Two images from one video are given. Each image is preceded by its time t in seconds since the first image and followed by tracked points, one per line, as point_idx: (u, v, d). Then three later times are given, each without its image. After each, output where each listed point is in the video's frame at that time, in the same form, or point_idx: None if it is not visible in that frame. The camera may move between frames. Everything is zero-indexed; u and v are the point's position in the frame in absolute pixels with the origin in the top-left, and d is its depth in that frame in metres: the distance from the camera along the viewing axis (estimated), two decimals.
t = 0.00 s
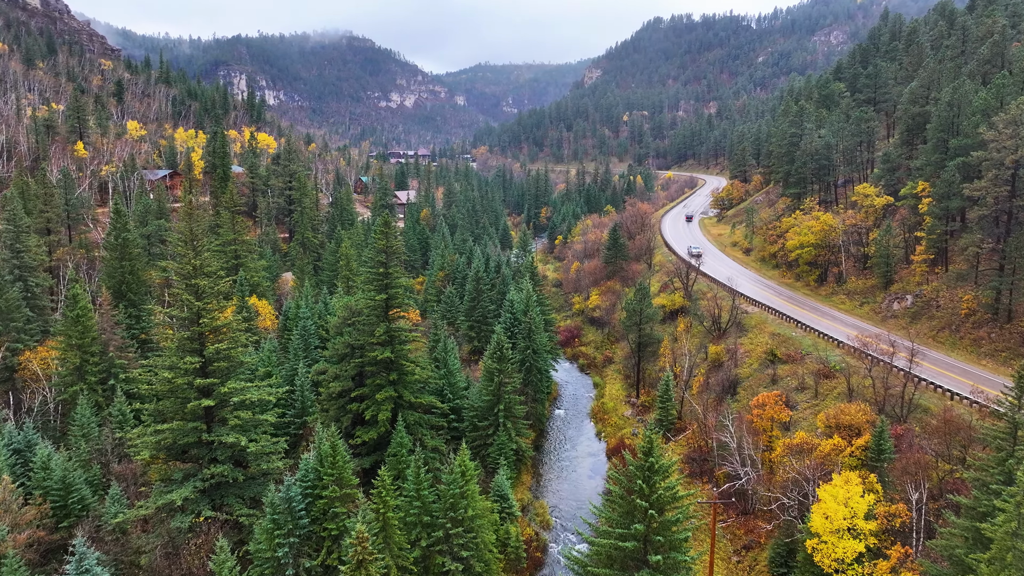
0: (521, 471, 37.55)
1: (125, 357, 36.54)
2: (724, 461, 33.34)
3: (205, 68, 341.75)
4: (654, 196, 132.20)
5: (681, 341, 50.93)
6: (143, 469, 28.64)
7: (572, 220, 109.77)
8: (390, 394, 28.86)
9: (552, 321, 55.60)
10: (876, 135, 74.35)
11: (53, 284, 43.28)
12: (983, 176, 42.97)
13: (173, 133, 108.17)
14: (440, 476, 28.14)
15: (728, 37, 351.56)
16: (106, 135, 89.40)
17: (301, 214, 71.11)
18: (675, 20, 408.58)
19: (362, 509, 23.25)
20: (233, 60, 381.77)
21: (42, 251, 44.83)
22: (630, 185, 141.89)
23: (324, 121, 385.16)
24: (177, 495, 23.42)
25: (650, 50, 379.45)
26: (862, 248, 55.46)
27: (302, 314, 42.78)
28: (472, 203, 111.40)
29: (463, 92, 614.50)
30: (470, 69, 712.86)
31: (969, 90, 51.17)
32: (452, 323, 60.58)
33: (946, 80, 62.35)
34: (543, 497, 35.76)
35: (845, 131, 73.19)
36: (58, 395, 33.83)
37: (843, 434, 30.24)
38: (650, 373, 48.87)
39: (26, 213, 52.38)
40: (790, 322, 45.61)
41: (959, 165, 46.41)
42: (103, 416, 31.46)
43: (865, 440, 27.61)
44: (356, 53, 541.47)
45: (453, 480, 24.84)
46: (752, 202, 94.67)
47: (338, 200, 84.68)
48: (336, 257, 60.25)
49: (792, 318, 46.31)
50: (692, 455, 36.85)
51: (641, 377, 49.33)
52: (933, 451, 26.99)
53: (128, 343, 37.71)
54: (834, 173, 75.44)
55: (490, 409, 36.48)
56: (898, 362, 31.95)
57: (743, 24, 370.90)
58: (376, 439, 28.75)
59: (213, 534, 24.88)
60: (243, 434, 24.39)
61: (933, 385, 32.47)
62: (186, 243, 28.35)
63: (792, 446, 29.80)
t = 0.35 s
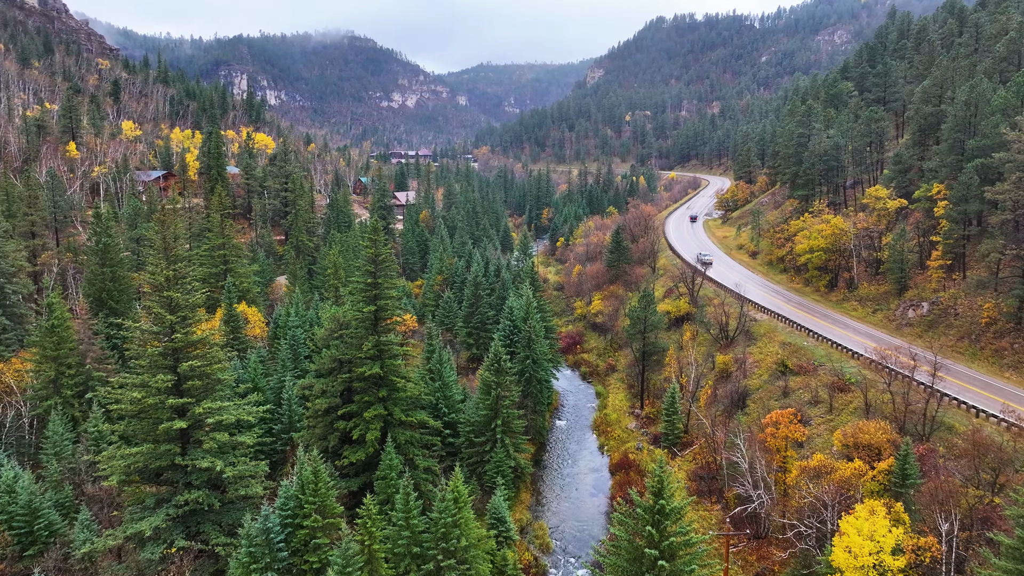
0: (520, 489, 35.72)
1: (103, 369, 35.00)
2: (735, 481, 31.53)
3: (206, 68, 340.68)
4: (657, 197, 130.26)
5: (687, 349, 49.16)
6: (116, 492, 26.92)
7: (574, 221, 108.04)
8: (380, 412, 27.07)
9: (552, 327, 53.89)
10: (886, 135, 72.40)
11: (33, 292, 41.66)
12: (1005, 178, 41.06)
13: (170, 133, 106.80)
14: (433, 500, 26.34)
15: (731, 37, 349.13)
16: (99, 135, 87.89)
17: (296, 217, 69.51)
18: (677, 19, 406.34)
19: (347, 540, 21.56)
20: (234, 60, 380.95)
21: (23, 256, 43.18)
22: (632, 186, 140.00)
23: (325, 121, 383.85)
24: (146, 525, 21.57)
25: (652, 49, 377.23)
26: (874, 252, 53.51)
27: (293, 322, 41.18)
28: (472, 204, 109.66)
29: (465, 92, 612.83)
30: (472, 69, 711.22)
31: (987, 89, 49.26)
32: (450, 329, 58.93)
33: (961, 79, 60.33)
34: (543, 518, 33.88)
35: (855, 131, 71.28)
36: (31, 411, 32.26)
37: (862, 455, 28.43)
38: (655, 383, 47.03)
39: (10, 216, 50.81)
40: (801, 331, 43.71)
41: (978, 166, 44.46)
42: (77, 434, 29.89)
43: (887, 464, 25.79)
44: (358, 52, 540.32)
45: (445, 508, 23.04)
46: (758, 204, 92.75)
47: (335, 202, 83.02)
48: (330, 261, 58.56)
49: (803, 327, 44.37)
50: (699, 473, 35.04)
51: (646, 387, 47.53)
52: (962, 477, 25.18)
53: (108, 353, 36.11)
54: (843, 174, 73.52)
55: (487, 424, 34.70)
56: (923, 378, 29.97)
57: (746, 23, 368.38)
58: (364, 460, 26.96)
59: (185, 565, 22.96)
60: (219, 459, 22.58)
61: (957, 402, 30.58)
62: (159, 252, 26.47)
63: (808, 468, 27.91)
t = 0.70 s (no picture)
0: (519, 509, 33.91)
1: (79, 381, 33.46)
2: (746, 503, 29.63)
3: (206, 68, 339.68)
4: (660, 198, 128.39)
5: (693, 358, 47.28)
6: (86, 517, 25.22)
7: (575, 223, 106.31)
8: (367, 432, 25.29)
9: (553, 334, 52.05)
10: (897, 134, 70.35)
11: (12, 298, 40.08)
12: None
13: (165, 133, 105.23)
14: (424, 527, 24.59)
15: (734, 36, 346.62)
16: (92, 135, 86.40)
17: (291, 219, 67.87)
18: (680, 19, 403.77)
19: None
20: (235, 60, 380.28)
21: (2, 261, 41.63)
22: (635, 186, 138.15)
23: (326, 121, 382.52)
24: (109, 559, 19.64)
25: (654, 49, 375.07)
26: (887, 257, 51.50)
27: (281, 331, 39.40)
28: (472, 205, 107.97)
29: (466, 92, 611.16)
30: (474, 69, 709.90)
31: (1005, 86, 47.23)
32: (448, 335, 57.13)
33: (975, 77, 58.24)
34: (542, 540, 32.03)
35: (864, 131, 69.30)
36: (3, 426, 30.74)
37: (883, 478, 26.65)
38: (659, 394, 45.21)
39: None
40: (812, 340, 41.82)
41: (998, 167, 42.46)
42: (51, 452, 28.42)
43: (916, 489, 23.88)
44: (359, 52, 539.43)
45: (435, 540, 21.29)
46: (763, 206, 90.80)
47: (332, 203, 81.37)
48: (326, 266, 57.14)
49: (815, 336, 42.50)
50: (707, 492, 33.17)
51: (650, 398, 45.63)
52: (994, 504, 23.31)
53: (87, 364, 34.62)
54: (851, 175, 71.57)
55: (483, 440, 32.87)
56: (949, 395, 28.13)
57: (749, 23, 366.19)
58: (350, 484, 25.24)
59: None
60: (190, 488, 20.74)
61: (984, 419, 28.62)
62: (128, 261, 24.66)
63: (827, 492, 25.97)
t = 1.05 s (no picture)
0: (516, 530, 32.15)
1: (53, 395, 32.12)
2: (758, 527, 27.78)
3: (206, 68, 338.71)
4: (662, 198, 126.48)
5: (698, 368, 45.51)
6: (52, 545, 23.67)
7: (576, 224, 104.59)
8: (351, 455, 23.53)
9: (553, 342, 50.22)
10: (907, 134, 68.39)
11: None
12: None
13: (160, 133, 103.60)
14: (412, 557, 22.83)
15: (736, 35, 344.47)
16: (83, 135, 84.86)
17: (284, 220, 66.17)
18: (681, 18, 401.34)
19: None
20: (234, 59, 379.02)
21: None
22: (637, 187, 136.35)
23: (326, 120, 381.30)
24: None
25: (656, 48, 373.07)
26: (900, 262, 49.59)
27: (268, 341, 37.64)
28: (472, 206, 106.16)
29: (467, 91, 609.63)
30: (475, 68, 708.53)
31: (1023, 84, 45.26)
32: (444, 342, 55.32)
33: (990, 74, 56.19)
34: (540, 565, 30.24)
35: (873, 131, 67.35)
36: None
37: (907, 504, 24.77)
38: (663, 405, 43.38)
39: None
40: (824, 350, 39.97)
41: (1018, 168, 40.51)
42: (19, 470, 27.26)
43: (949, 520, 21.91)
44: (360, 52, 538.24)
45: None
46: (769, 207, 88.88)
47: (327, 205, 79.68)
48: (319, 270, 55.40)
49: (826, 346, 40.65)
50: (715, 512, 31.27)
51: (654, 409, 43.77)
52: None
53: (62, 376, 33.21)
54: (860, 176, 69.63)
55: (478, 458, 31.09)
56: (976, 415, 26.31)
57: (751, 22, 364.14)
58: (333, 510, 23.49)
59: None
60: (156, 521, 18.93)
61: (1012, 439, 26.76)
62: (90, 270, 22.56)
63: (849, 520, 24.03)
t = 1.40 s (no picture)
0: (513, 553, 30.39)
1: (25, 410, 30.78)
2: (771, 554, 25.99)
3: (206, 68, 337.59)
4: (665, 199, 124.45)
5: (704, 378, 43.65)
6: None
7: (577, 225, 102.82)
8: (334, 482, 21.75)
9: (553, 350, 48.33)
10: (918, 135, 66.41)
11: None
12: None
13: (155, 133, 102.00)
14: None
15: (738, 34, 342.23)
16: (75, 135, 83.30)
17: (278, 222, 64.48)
18: (683, 17, 398.97)
19: None
20: (235, 59, 377.84)
21: None
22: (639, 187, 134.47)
23: (327, 120, 379.97)
24: None
25: (657, 48, 371.02)
26: (914, 266, 47.68)
27: (252, 352, 35.82)
28: (471, 207, 104.34)
29: (468, 91, 607.99)
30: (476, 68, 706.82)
31: None
32: (440, 348, 53.55)
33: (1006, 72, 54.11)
34: None
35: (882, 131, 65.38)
36: None
37: (935, 533, 22.85)
38: (669, 417, 41.54)
39: None
40: (838, 361, 38.11)
41: None
42: None
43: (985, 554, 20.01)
44: (361, 52, 536.90)
45: None
46: (775, 209, 86.86)
47: (323, 206, 77.98)
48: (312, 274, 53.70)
49: (840, 356, 38.75)
50: (724, 535, 29.40)
51: (658, 421, 41.94)
52: None
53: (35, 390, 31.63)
54: (869, 177, 67.61)
55: (473, 478, 29.27)
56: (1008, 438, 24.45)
57: (753, 21, 361.75)
58: (314, 541, 21.77)
59: None
60: (114, 561, 17.05)
61: None
62: (47, 283, 20.73)
63: (872, 553, 22.18)
